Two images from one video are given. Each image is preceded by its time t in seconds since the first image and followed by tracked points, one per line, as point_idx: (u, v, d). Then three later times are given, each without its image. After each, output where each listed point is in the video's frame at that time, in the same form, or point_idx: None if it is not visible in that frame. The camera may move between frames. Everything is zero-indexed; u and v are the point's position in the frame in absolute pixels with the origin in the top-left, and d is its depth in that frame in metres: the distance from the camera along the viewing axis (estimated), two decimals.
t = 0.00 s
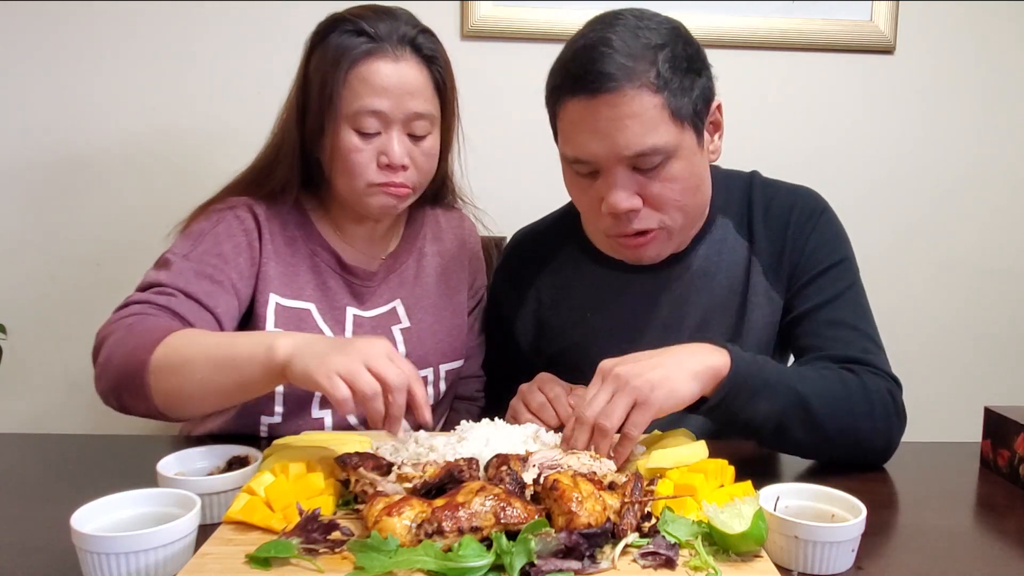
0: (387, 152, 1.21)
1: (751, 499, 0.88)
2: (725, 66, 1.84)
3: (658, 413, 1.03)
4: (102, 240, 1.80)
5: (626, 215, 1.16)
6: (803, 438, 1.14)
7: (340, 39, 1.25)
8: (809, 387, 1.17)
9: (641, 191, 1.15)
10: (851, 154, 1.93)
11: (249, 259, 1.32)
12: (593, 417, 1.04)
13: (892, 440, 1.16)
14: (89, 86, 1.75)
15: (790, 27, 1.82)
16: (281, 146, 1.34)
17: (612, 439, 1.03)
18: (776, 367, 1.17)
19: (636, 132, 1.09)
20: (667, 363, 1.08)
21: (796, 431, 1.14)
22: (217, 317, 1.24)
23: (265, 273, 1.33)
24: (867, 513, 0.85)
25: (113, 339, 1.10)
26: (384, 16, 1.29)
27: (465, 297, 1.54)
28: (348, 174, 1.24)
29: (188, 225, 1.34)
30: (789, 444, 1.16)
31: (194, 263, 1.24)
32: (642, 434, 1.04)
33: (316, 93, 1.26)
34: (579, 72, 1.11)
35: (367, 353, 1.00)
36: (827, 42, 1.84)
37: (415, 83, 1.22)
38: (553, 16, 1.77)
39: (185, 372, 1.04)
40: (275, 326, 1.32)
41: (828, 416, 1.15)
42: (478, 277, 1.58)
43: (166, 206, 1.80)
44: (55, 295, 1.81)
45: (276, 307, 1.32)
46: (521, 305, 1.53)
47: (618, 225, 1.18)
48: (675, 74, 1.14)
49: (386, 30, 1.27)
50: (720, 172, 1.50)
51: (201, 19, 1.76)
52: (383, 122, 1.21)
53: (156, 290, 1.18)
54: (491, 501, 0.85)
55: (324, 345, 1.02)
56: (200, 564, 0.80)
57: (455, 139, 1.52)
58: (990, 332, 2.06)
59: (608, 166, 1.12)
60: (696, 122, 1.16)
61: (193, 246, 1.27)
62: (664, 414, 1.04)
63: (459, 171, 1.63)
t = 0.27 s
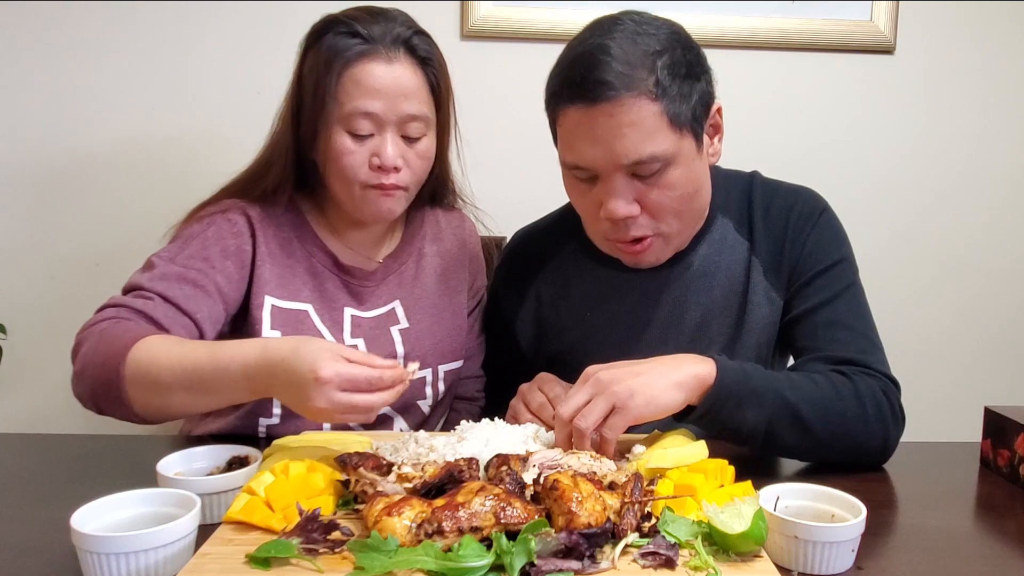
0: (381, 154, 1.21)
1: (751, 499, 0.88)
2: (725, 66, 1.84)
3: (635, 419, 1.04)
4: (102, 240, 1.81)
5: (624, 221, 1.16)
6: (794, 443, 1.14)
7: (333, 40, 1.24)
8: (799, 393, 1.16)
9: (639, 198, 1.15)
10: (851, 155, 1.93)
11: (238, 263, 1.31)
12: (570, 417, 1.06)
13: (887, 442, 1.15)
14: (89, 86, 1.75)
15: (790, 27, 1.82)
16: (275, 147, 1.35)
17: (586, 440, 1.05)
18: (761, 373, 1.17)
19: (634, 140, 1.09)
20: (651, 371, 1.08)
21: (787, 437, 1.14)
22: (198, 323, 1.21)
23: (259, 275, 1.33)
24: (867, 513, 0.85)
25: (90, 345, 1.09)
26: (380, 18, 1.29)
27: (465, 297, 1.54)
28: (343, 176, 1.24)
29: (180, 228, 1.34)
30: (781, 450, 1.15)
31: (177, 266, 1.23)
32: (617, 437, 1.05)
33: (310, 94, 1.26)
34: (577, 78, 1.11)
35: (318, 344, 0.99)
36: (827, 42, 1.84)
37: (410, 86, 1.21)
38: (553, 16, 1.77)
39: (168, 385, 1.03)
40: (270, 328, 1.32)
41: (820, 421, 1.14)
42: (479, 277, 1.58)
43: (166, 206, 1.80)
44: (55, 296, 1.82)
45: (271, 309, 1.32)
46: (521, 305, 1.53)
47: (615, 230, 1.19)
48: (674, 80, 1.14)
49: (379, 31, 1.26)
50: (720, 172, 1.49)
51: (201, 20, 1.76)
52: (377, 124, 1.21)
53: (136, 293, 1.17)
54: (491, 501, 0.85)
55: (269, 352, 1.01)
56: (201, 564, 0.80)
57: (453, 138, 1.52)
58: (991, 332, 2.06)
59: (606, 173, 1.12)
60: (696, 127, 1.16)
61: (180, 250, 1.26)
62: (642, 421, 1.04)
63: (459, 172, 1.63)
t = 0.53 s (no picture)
0: (369, 161, 1.20)
1: (751, 499, 0.88)
2: (725, 66, 1.84)
3: (657, 415, 1.03)
4: (102, 240, 1.81)
5: (620, 228, 1.16)
6: (804, 440, 1.14)
7: (319, 46, 1.24)
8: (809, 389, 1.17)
9: (636, 206, 1.15)
10: (851, 155, 1.93)
11: (231, 279, 1.33)
12: (592, 417, 1.06)
13: (892, 441, 1.16)
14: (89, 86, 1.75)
15: (790, 27, 1.82)
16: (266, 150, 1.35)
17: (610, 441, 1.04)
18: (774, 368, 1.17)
19: (631, 151, 1.09)
20: (669, 364, 1.08)
21: (795, 433, 1.14)
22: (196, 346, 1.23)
23: (251, 286, 1.34)
24: (867, 513, 0.85)
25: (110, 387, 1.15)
26: (365, 21, 1.28)
27: (462, 296, 1.54)
28: (331, 182, 1.24)
29: (172, 247, 1.36)
30: (789, 447, 1.15)
31: (172, 293, 1.26)
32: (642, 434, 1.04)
33: (297, 101, 1.26)
34: (576, 86, 1.11)
35: (313, 277, 0.99)
36: (827, 42, 1.84)
37: (398, 91, 1.20)
38: (553, 16, 1.77)
39: (198, 395, 1.10)
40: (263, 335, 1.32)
41: (827, 419, 1.15)
42: (475, 276, 1.58)
43: (166, 206, 1.81)
44: (55, 296, 1.82)
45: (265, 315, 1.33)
46: (521, 304, 1.53)
47: (611, 236, 1.19)
48: (673, 90, 1.13)
49: (365, 36, 1.25)
50: (720, 172, 1.49)
51: (201, 20, 1.76)
52: (364, 131, 1.20)
53: (136, 328, 1.21)
54: (491, 501, 0.85)
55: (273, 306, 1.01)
56: (201, 564, 0.80)
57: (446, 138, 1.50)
58: (991, 332, 2.06)
59: (603, 182, 1.12)
60: (694, 136, 1.16)
61: (174, 274, 1.29)
62: (664, 416, 1.04)
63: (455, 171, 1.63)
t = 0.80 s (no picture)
0: (353, 169, 1.20)
1: (751, 499, 0.88)
2: (725, 66, 1.84)
3: (649, 421, 1.05)
4: (102, 240, 1.81)
5: (620, 223, 1.16)
6: (801, 442, 1.14)
7: (298, 51, 1.22)
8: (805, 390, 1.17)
9: (636, 201, 1.15)
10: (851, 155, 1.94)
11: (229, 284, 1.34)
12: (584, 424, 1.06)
13: (890, 441, 1.16)
14: (89, 86, 1.75)
15: (790, 27, 1.82)
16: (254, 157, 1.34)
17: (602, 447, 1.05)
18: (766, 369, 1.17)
19: (632, 145, 1.09)
20: (661, 371, 1.09)
21: (791, 435, 1.14)
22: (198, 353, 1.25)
23: (247, 289, 1.34)
24: (867, 513, 0.85)
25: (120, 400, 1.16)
26: (341, 25, 1.26)
27: (457, 296, 1.54)
28: (319, 190, 1.24)
29: (166, 252, 1.36)
30: (786, 449, 1.15)
31: (172, 300, 1.27)
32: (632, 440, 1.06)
33: (279, 109, 1.25)
34: (578, 81, 1.11)
35: (316, 261, 1.07)
36: (827, 42, 1.84)
37: (380, 97, 1.19)
38: (553, 16, 1.77)
39: (215, 392, 1.12)
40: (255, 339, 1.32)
41: (824, 420, 1.15)
42: (470, 274, 1.57)
43: (166, 205, 1.80)
44: (55, 295, 1.82)
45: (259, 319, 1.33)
46: (521, 304, 1.53)
47: (610, 232, 1.19)
48: (675, 86, 1.13)
49: (343, 41, 1.23)
50: (720, 172, 1.49)
51: (201, 20, 1.75)
52: (348, 139, 1.19)
53: (140, 338, 1.22)
54: (491, 501, 0.85)
55: (280, 295, 1.08)
56: (201, 564, 0.80)
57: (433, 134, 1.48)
58: (991, 332, 2.06)
59: (603, 176, 1.12)
60: (695, 133, 1.16)
61: (172, 282, 1.29)
62: (656, 421, 1.05)
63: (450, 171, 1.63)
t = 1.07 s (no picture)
0: (350, 176, 1.20)
1: (751, 499, 0.88)
2: (725, 66, 1.84)
3: (636, 423, 1.05)
4: (102, 240, 1.81)
5: (620, 218, 1.16)
6: (794, 445, 1.14)
7: (295, 56, 1.22)
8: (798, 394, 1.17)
9: (638, 196, 1.15)
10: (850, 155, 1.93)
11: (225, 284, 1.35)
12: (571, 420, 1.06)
13: (888, 442, 1.15)
14: (89, 86, 1.75)
15: (790, 27, 1.82)
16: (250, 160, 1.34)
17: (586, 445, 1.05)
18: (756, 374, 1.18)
19: (633, 138, 1.09)
20: (651, 375, 1.09)
21: (785, 439, 1.14)
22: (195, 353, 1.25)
23: (242, 289, 1.34)
24: (867, 513, 0.85)
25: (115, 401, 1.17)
26: (337, 28, 1.26)
27: (454, 295, 1.54)
28: (314, 196, 1.24)
29: (162, 252, 1.36)
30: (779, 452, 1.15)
31: (168, 302, 1.27)
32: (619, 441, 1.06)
33: (276, 113, 1.26)
34: (580, 74, 1.11)
35: (308, 260, 1.07)
36: (827, 42, 1.84)
37: (377, 103, 1.19)
38: (553, 16, 1.77)
39: (210, 391, 1.12)
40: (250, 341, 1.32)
41: (819, 423, 1.15)
42: (468, 273, 1.57)
43: (166, 205, 1.81)
44: (55, 296, 1.82)
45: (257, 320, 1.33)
46: (522, 303, 1.53)
47: (611, 227, 1.19)
48: (677, 80, 1.14)
49: (338, 45, 1.23)
50: (721, 171, 1.50)
51: (201, 20, 1.75)
52: (344, 146, 1.19)
53: (137, 340, 1.22)
54: (491, 501, 0.85)
55: (272, 294, 1.08)
56: (201, 564, 0.80)
57: (431, 136, 1.48)
58: (991, 331, 2.06)
59: (605, 170, 1.12)
60: (697, 129, 1.16)
61: (167, 283, 1.29)
62: (644, 424, 1.05)
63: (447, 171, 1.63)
